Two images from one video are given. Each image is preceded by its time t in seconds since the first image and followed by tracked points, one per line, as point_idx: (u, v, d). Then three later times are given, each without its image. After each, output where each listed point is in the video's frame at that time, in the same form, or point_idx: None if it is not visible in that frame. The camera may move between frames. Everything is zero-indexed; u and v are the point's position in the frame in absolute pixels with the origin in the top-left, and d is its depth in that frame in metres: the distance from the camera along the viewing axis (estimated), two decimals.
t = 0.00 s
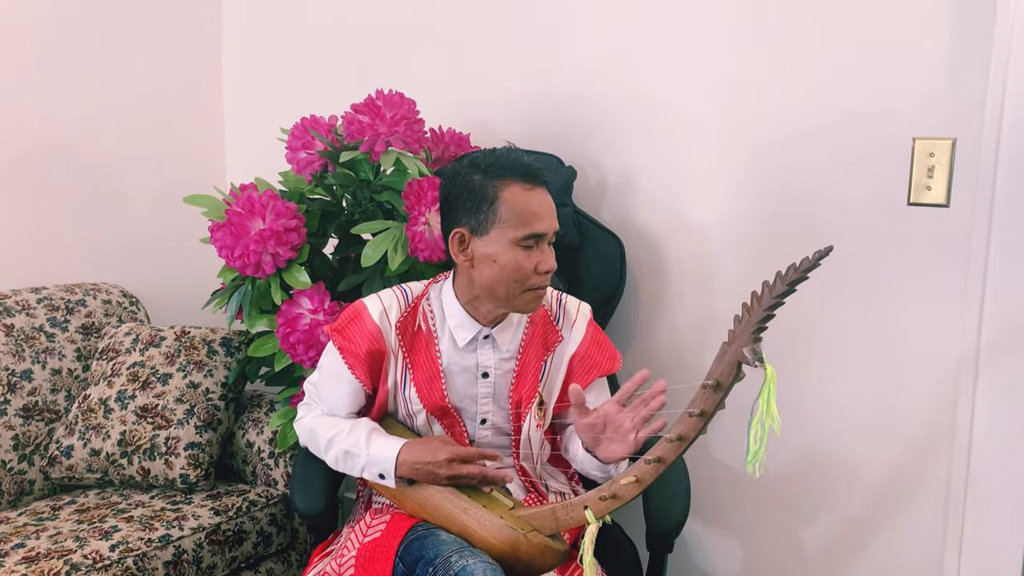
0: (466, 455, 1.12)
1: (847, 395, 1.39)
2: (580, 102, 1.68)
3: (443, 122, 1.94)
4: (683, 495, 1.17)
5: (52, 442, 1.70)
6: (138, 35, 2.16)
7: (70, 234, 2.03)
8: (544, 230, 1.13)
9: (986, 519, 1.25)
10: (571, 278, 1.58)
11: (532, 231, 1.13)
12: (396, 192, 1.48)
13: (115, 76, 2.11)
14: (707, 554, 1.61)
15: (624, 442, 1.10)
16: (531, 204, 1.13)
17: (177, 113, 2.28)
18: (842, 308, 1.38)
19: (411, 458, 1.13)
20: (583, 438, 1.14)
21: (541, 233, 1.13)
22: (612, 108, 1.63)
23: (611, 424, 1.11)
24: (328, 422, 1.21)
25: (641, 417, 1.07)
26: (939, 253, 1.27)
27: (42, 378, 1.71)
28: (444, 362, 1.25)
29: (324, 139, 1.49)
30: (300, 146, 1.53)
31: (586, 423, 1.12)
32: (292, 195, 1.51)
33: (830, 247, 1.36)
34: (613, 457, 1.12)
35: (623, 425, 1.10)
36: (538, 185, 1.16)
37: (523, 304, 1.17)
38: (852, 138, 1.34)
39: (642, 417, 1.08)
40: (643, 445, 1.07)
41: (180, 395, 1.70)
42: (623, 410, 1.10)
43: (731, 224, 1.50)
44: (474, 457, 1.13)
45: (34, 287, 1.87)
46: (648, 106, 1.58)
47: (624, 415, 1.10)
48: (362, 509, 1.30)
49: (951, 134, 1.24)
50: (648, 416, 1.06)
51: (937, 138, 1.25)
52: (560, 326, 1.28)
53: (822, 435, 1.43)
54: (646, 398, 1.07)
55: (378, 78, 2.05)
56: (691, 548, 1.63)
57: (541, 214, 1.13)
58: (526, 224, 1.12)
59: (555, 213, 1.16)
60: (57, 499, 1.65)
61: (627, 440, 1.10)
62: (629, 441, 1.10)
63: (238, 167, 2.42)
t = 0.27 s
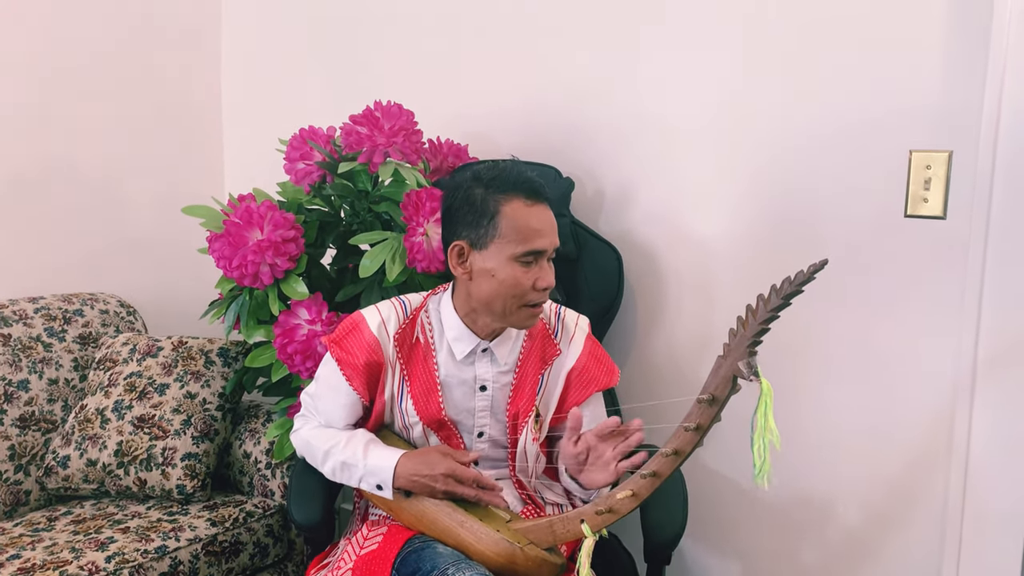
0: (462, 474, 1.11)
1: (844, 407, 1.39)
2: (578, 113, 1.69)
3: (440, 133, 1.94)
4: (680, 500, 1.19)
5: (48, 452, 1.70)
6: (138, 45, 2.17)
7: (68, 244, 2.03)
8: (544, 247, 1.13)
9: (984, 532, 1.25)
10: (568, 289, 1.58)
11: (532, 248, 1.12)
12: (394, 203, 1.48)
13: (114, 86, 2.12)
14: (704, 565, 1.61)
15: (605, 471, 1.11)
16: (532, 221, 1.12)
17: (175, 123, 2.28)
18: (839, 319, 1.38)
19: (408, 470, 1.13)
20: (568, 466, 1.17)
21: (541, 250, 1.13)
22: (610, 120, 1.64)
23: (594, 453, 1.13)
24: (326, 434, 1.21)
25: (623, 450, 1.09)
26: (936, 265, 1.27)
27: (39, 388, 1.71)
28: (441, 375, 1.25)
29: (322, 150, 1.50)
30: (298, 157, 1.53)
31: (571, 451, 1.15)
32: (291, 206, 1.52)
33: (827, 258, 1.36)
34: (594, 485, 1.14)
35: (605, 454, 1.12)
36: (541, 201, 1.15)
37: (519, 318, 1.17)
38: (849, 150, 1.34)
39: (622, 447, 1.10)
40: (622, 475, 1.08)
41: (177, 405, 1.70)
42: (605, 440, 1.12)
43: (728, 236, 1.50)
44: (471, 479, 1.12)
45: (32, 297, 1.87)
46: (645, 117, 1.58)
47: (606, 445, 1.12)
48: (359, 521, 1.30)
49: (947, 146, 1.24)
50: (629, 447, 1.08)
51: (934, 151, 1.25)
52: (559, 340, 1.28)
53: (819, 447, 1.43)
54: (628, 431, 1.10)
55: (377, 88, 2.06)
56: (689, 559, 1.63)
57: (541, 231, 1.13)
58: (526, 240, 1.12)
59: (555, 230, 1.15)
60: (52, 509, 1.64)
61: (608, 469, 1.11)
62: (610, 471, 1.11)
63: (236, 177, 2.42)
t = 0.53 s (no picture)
0: (466, 477, 1.11)
1: (843, 415, 1.39)
2: (577, 122, 1.70)
3: (439, 142, 1.95)
4: (679, 509, 1.18)
5: (47, 460, 1.69)
6: (138, 54, 2.17)
7: (68, 252, 2.03)
8: (542, 261, 1.13)
9: (983, 541, 1.25)
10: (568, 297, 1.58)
11: (530, 261, 1.13)
12: (394, 211, 1.49)
13: (115, 94, 2.12)
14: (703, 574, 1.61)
15: (607, 481, 1.11)
16: (533, 234, 1.12)
17: (175, 131, 2.29)
18: (838, 328, 1.38)
19: (411, 474, 1.12)
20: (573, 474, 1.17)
21: (540, 263, 1.13)
22: (609, 128, 1.65)
23: (599, 464, 1.13)
24: (326, 440, 1.21)
25: (629, 461, 1.10)
26: (935, 273, 1.27)
27: (37, 396, 1.71)
28: (441, 382, 1.25)
29: (322, 158, 1.50)
30: (298, 165, 1.52)
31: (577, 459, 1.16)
32: (291, 215, 1.52)
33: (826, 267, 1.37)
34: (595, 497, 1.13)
35: (609, 466, 1.12)
36: (542, 215, 1.15)
37: (514, 329, 1.18)
38: (847, 159, 1.35)
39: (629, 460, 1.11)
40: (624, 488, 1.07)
41: (176, 413, 1.69)
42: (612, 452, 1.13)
43: (727, 244, 1.51)
44: (474, 482, 1.12)
45: (31, 305, 1.87)
46: (645, 126, 1.59)
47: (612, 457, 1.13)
48: (358, 530, 1.30)
49: (945, 155, 1.25)
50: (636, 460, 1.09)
51: (932, 160, 1.26)
52: (558, 346, 1.28)
53: (818, 455, 1.43)
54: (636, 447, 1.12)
55: (376, 97, 2.06)
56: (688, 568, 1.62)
57: (542, 245, 1.13)
58: (524, 253, 1.12)
59: (555, 243, 1.15)
60: (51, 518, 1.64)
61: (611, 481, 1.11)
62: (611, 483, 1.11)
63: (236, 186, 2.43)
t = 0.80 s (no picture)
0: (463, 481, 1.11)
1: (843, 420, 1.39)
2: (576, 128, 1.70)
3: (439, 147, 1.95)
4: (679, 516, 1.18)
5: (46, 466, 1.69)
6: (138, 61, 2.18)
7: (67, 257, 2.03)
8: (543, 276, 1.12)
9: (984, 548, 1.24)
10: (568, 302, 1.59)
11: (531, 277, 1.12)
12: (394, 217, 1.48)
13: (115, 100, 2.13)
14: None
15: (579, 475, 1.14)
16: (535, 250, 1.11)
17: (174, 137, 2.29)
18: (836, 333, 1.39)
19: (408, 483, 1.12)
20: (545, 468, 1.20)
21: (540, 278, 1.12)
22: (609, 134, 1.65)
23: (568, 458, 1.16)
24: (325, 446, 1.20)
25: (594, 451, 1.12)
26: (934, 279, 1.27)
27: (37, 402, 1.70)
28: (441, 389, 1.25)
29: (322, 164, 1.51)
30: (297, 171, 1.53)
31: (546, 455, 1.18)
32: (290, 220, 1.51)
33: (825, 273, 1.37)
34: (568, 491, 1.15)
35: (578, 459, 1.15)
36: (547, 229, 1.14)
37: (509, 339, 1.18)
38: (845, 165, 1.35)
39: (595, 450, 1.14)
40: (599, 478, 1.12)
41: (175, 419, 1.69)
42: (578, 444, 1.15)
43: (726, 249, 1.51)
44: (472, 485, 1.12)
45: (30, 311, 1.87)
46: (644, 132, 1.59)
47: (579, 449, 1.15)
48: (357, 536, 1.30)
49: (944, 160, 1.25)
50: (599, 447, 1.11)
51: (931, 165, 1.26)
52: (558, 354, 1.28)
53: (818, 460, 1.43)
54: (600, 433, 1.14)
55: (375, 103, 2.07)
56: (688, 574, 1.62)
57: (544, 260, 1.12)
58: (525, 269, 1.11)
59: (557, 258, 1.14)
60: (50, 524, 1.64)
61: (582, 474, 1.14)
62: (584, 475, 1.14)
63: (236, 191, 2.43)
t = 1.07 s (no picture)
0: (463, 484, 1.10)
1: (843, 422, 1.39)
2: (576, 130, 1.70)
3: (438, 149, 1.96)
4: (680, 517, 1.18)
5: (45, 469, 1.69)
6: (138, 64, 2.18)
7: (67, 259, 2.03)
8: (537, 279, 1.12)
9: (985, 550, 1.24)
10: (568, 304, 1.58)
11: (524, 278, 1.11)
12: (393, 219, 1.49)
13: (114, 102, 2.13)
14: None
15: (557, 504, 1.17)
16: (531, 253, 1.11)
17: (174, 139, 2.29)
18: (836, 334, 1.39)
19: (408, 486, 1.12)
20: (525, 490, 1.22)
21: (535, 281, 1.12)
22: (609, 136, 1.65)
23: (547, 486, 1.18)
24: (325, 448, 1.20)
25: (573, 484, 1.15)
26: (934, 280, 1.27)
27: (36, 405, 1.70)
28: (442, 391, 1.25)
29: (322, 166, 1.50)
30: (297, 173, 1.52)
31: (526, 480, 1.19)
32: (290, 222, 1.50)
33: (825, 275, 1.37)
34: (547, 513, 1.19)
35: (557, 487, 1.17)
36: (545, 232, 1.13)
37: (503, 341, 1.18)
38: (844, 167, 1.35)
39: (574, 484, 1.16)
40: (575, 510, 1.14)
41: (175, 422, 1.69)
42: (557, 475, 1.17)
43: (726, 251, 1.51)
44: (471, 487, 1.11)
45: (30, 313, 1.87)
46: (644, 134, 1.60)
47: (558, 479, 1.17)
48: (357, 537, 1.29)
49: (944, 161, 1.25)
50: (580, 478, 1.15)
51: (930, 166, 1.26)
52: (559, 357, 1.28)
53: (818, 462, 1.43)
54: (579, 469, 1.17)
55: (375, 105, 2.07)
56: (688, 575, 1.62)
57: (539, 263, 1.11)
58: (520, 271, 1.11)
59: (555, 263, 1.14)
60: (49, 527, 1.63)
61: (560, 501, 1.16)
62: (562, 503, 1.16)
63: (235, 193, 2.44)
